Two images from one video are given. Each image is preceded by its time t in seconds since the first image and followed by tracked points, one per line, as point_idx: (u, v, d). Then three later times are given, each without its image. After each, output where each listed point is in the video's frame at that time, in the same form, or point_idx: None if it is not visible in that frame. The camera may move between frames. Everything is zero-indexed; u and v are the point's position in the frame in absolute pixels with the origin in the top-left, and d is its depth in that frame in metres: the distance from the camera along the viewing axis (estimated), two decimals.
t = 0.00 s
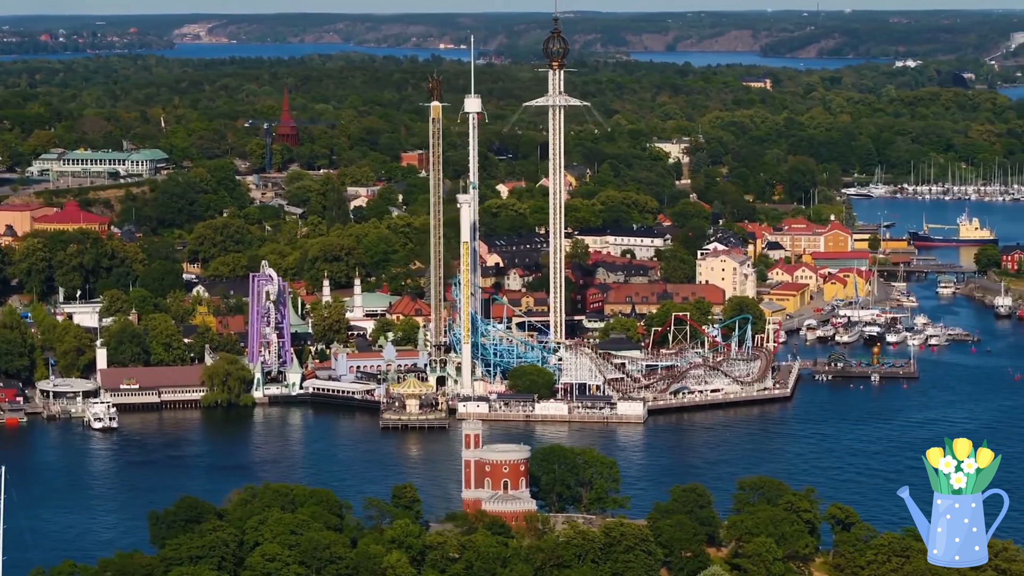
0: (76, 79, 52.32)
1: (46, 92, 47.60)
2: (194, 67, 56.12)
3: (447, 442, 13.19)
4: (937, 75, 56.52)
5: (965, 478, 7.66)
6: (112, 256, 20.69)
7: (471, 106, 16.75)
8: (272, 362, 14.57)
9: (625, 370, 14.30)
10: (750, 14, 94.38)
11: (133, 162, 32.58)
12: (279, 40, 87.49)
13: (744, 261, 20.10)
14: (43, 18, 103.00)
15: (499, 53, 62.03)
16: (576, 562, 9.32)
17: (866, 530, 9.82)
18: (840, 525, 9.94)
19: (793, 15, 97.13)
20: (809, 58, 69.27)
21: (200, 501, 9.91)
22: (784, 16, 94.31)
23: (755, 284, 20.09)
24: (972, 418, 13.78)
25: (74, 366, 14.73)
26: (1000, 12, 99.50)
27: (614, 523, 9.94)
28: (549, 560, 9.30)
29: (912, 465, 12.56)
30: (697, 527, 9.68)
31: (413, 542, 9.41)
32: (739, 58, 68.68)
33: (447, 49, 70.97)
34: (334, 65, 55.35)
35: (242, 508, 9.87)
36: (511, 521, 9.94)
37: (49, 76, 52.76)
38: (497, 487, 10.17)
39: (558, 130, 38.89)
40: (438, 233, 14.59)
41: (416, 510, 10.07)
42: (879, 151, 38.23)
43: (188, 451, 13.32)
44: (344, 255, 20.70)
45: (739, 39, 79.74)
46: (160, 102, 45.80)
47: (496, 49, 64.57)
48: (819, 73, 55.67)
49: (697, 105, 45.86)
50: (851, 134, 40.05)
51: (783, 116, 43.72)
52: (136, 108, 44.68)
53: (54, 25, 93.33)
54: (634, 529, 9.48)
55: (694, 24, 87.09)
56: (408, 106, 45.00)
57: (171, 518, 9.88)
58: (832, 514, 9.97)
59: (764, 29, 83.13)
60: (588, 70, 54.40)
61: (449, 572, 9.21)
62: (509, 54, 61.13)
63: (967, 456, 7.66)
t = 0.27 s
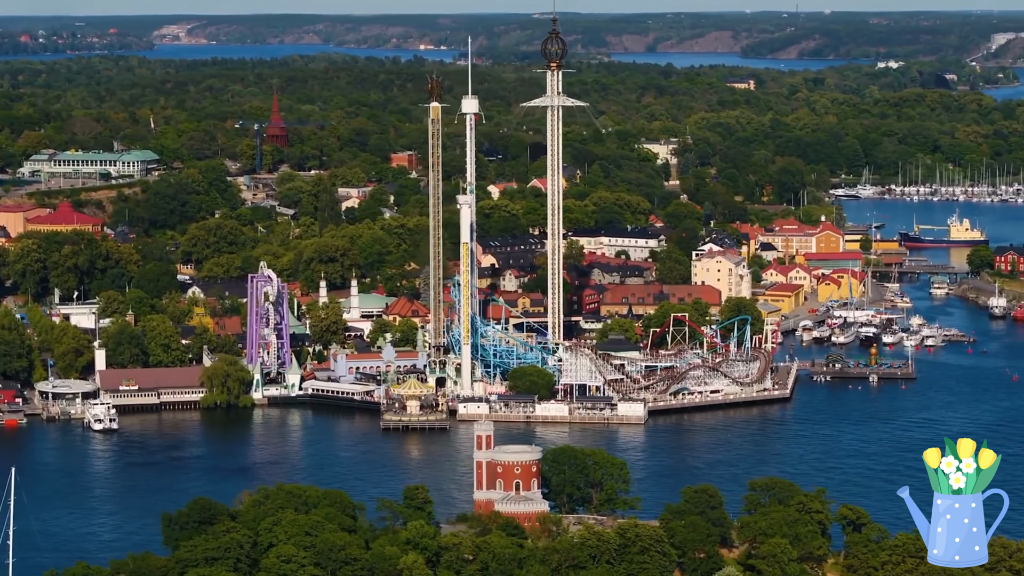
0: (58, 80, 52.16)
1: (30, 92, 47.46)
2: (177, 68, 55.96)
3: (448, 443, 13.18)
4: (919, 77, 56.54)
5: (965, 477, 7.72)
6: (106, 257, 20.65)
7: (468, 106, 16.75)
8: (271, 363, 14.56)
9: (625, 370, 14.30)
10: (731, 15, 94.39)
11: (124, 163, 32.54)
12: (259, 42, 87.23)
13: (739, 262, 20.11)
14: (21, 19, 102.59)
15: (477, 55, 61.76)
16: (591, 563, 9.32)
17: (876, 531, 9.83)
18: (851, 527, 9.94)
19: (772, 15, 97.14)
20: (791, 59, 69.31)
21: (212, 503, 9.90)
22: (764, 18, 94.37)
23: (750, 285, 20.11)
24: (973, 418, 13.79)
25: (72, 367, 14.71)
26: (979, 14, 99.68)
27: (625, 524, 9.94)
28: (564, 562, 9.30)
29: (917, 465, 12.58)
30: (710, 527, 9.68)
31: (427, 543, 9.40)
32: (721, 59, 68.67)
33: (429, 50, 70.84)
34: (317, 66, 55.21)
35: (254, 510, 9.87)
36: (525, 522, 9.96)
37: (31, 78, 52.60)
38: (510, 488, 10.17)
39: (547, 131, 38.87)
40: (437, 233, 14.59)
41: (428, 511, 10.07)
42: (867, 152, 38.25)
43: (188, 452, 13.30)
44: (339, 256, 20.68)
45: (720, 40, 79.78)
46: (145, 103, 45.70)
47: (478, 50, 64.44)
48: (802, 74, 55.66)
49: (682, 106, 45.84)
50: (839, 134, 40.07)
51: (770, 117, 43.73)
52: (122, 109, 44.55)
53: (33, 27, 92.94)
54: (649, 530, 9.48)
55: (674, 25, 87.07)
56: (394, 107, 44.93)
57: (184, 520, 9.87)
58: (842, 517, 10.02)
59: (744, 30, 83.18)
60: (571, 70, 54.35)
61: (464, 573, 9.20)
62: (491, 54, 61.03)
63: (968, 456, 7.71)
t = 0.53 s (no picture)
0: (41, 81, 52.00)
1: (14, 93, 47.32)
2: (159, 69, 55.79)
3: (450, 444, 13.18)
4: (901, 78, 56.58)
5: (965, 478, 7.82)
6: (101, 257, 20.61)
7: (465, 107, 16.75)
8: (270, 365, 14.54)
9: (624, 371, 14.31)
10: (711, 15, 94.36)
11: (115, 164, 32.50)
12: (239, 44, 86.93)
13: (735, 263, 20.13)
14: None
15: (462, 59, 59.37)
16: (606, 563, 9.34)
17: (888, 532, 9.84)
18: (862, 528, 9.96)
19: (751, 16, 97.13)
20: (771, 61, 69.35)
21: (226, 503, 9.91)
22: (743, 19, 94.42)
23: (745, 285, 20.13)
24: (974, 418, 13.80)
25: (71, 368, 14.68)
26: (956, 15, 99.85)
27: (636, 525, 9.93)
28: (579, 562, 9.31)
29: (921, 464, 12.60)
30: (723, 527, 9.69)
31: (444, 543, 9.40)
32: (703, 61, 68.65)
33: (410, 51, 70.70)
34: (299, 68, 55.08)
35: (265, 512, 9.85)
36: (537, 522, 9.93)
37: (13, 79, 52.43)
38: (521, 489, 10.20)
39: (535, 132, 38.85)
40: (436, 234, 14.59)
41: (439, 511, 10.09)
42: (856, 153, 38.27)
43: (187, 454, 13.28)
44: (334, 257, 20.66)
45: (701, 42, 79.84)
46: (131, 104, 45.59)
47: (458, 51, 64.34)
48: (784, 75, 55.65)
49: (666, 107, 45.82)
50: (825, 135, 40.10)
51: (755, 118, 43.72)
52: (107, 110, 44.39)
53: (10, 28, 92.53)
54: (663, 531, 9.50)
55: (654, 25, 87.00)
56: (380, 109, 44.85)
57: (195, 523, 9.86)
58: (854, 517, 10.02)
59: (724, 31, 83.21)
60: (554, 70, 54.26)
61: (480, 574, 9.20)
62: (472, 55, 60.91)
63: (968, 457, 7.83)
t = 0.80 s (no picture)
0: (24, 82, 51.83)
1: None
2: (141, 70, 55.58)
3: (451, 445, 13.18)
4: (884, 80, 56.65)
5: (965, 478, 7.91)
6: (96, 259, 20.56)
7: (462, 108, 16.75)
8: (270, 366, 14.53)
9: (624, 372, 14.31)
10: (691, 16, 94.26)
11: (106, 165, 32.47)
12: (218, 45, 86.63)
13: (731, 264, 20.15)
14: None
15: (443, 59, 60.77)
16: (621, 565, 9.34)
17: (899, 534, 9.87)
18: (874, 528, 9.98)
19: (731, 17, 97.03)
20: (752, 63, 69.45)
21: (239, 505, 9.90)
22: (724, 20, 94.50)
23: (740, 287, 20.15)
24: (976, 419, 13.81)
25: (69, 370, 14.66)
26: (935, 16, 100.08)
27: (647, 526, 9.93)
28: (596, 565, 9.31)
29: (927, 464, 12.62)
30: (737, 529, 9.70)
31: (460, 544, 9.41)
32: (684, 62, 68.56)
33: (393, 53, 70.50)
34: (282, 69, 54.99)
35: (277, 513, 9.85)
36: (551, 523, 9.87)
37: None
38: (533, 490, 10.09)
39: (524, 133, 38.82)
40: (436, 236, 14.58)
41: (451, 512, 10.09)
42: (844, 153, 38.30)
43: (187, 455, 13.27)
44: (329, 258, 20.65)
45: (681, 44, 79.89)
46: (116, 105, 45.47)
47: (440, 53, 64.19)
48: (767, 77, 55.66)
49: (652, 108, 45.77)
50: (813, 137, 40.11)
51: (741, 119, 43.72)
52: (93, 111, 44.28)
53: None
54: (680, 532, 9.50)
55: (634, 26, 86.87)
56: (366, 110, 44.78)
57: (207, 525, 9.86)
58: (864, 518, 10.02)
59: (705, 33, 83.28)
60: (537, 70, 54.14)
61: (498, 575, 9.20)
62: (455, 57, 60.74)
63: (967, 457, 7.92)
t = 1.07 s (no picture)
0: (7, 83, 51.67)
1: None
2: (124, 71, 55.42)
3: (452, 446, 13.19)
4: (866, 81, 56.72)
5: (966, 478, 7.80)
6: (91, 259, 20.50)
7: (460, 109, 16.74)
8: (269, 367, 14.52)
9: (623, 374, 14.31)
10: (670, 18, 94.21)
11: (97, 166, 32.43)
12: (198, 46, 86.37)
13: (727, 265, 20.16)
14: None
15: (422, 58, 62.47)
16: (636, 565, 9.34)
17: (911, 534, 9.89)
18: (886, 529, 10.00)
19: (710, 19, 96.99)
20: (733, 64, 69.50)
21: (252, 506, 9.91)
22: (704, 20, 94.55)
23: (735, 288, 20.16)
24: (976, 420, 13.82)
25: (68, 371, 14.65)
26: (912, 16, 100.29)
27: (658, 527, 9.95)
28: (612, 565, 9.31)
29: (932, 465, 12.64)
30: (750, 530, 9.71)
31: (475, 545, 9.41)
32: (666, 64, 68.52)
33: (375, 54, 70.38)
34: (265, 70, 54.91)
35: (289, 514, 9.86)
36: (564, 525, 9.89)
37: None
38: (545, 491, 10.07)
39: (513, 134, 38.80)
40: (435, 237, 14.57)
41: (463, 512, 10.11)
42: (832, 154, 38.32)
43: (188, 456, 13.26)
44: (324, 260, 20.63)
45: (662, 44, 79.87)
46: (102, 106, 45.36)
47: (422, 55, 64.05)
48: (749, 78, 55.64)
49: (637, 109, 45.74)
50: (800, 138, 40.12)
51: (727, 121, 43.71)
52: (79, 112, 44.17)
53: None
54: (694, 532, 9.50)
55: (613, 27, 86.81)
56: (353, 111, 44.71)
57: (219, 527, 9.86)
58: (876, 518, 10.04)
59: (685, 34, 83.27)
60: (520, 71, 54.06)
61: None
62: (438, 59, 60.63)
63: (968, 456, 7.80)
